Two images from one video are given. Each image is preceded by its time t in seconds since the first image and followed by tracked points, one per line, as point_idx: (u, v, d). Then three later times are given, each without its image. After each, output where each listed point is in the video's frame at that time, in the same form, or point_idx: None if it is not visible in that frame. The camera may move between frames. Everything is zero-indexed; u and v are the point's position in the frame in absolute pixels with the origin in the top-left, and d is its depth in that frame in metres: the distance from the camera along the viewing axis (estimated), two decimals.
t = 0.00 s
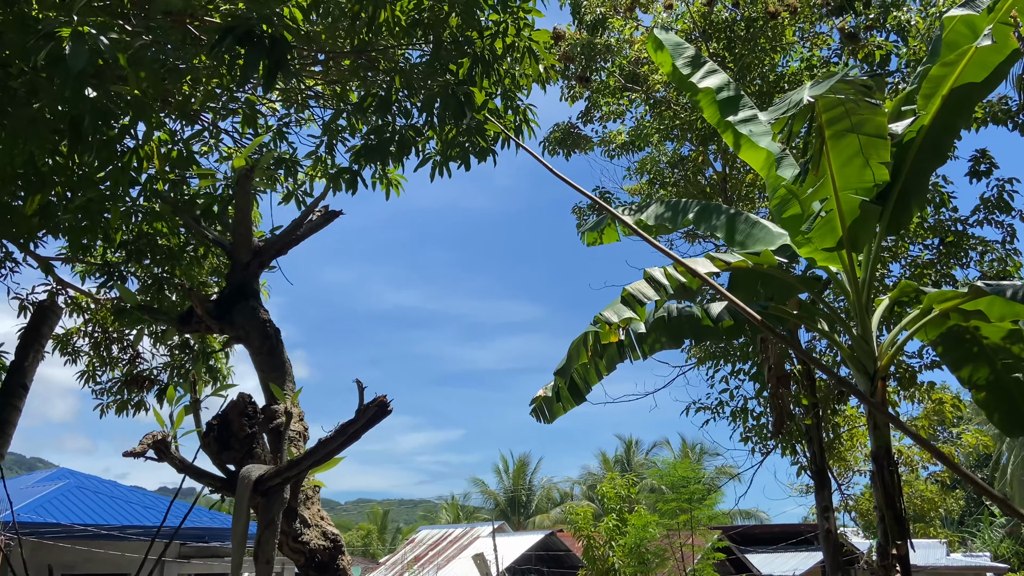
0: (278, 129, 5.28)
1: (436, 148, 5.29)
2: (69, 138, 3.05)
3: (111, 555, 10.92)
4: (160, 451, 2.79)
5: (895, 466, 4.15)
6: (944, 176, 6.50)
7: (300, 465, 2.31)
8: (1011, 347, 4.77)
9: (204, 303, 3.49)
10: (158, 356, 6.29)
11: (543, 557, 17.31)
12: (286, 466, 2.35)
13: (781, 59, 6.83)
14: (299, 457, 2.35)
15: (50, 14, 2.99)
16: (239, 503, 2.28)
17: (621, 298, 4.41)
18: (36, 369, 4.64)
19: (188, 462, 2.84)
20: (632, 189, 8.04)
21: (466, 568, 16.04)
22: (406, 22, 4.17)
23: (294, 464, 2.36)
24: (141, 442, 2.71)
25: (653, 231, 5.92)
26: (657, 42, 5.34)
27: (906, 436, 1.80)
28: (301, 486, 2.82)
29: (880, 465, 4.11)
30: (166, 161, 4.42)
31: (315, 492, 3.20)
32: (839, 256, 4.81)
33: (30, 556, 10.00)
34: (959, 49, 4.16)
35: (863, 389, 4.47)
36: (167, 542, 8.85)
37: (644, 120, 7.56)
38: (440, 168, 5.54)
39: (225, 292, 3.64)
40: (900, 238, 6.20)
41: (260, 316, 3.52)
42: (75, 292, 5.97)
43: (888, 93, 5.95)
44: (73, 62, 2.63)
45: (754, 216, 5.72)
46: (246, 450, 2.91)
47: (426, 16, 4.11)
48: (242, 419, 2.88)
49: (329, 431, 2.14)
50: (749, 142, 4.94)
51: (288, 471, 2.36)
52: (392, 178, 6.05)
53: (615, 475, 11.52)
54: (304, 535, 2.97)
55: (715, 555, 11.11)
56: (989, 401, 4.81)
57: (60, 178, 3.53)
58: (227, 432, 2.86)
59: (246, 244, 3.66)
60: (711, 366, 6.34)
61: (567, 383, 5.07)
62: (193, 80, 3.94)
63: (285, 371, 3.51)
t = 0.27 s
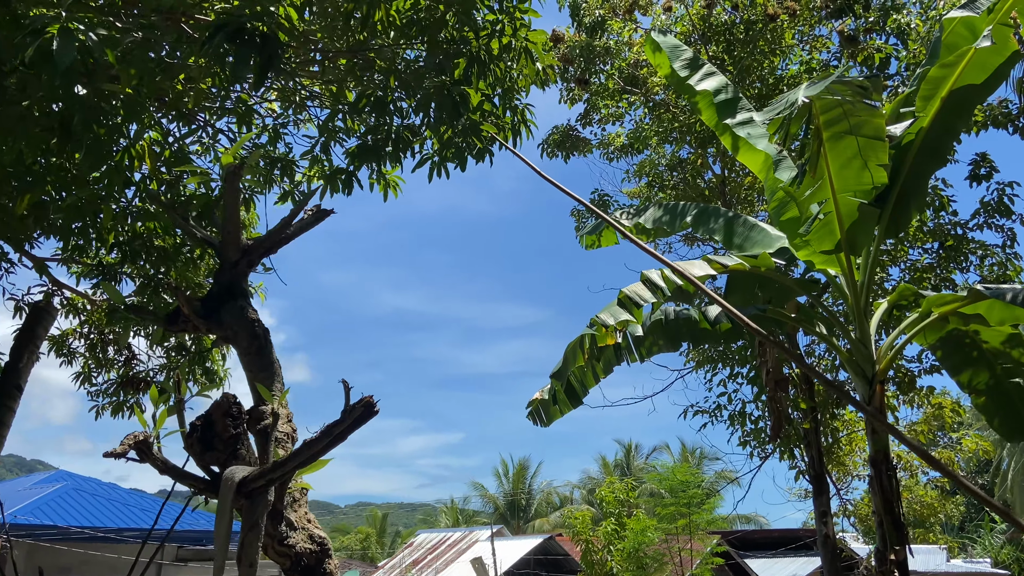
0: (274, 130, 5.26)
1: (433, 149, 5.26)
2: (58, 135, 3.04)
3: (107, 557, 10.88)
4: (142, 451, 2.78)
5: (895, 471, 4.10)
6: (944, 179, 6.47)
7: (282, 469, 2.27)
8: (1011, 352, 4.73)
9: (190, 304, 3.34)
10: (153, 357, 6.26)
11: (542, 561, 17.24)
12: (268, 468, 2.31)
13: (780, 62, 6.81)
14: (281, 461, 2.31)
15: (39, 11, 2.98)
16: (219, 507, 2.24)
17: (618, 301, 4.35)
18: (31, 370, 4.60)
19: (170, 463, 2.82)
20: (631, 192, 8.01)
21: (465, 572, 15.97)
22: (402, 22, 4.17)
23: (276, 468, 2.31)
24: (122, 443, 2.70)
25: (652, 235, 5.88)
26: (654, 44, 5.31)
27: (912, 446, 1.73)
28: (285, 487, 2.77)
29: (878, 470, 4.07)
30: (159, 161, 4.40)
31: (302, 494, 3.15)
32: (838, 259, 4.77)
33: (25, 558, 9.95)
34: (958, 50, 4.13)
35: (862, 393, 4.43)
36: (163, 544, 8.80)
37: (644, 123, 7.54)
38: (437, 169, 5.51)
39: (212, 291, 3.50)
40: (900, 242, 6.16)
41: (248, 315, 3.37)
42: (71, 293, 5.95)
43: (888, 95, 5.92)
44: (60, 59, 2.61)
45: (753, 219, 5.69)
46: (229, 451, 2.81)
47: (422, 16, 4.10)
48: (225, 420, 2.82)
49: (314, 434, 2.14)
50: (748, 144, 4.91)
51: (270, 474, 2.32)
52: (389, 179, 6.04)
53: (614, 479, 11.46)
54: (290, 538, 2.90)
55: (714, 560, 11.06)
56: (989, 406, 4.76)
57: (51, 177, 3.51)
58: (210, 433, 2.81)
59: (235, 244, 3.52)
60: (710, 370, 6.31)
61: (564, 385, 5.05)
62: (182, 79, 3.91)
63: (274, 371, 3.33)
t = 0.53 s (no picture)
0: (264, 127, 5.20)
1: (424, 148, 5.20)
2: (38, 130, 2.99)
3: (95, 559, 10.77)
4: (116, 453, 2.71)
5: (887, 475, 4.07)
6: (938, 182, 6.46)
7: (259, 471, 2.21)
8: (1005, 355, 4.70)
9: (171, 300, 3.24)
10: (141, 357, 6.18)
11: (534, 564, 17.16)
12: (245, 471, 2.26)
13: (775, 63, 6.79)
14: (259, 463, 2.25)
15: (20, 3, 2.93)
16: (194, 510, 2.19)
17: (609, 301, 4.31)
18: (16, 370, 4.53)
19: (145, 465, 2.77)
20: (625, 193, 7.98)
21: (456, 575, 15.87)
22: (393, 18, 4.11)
23: (253, 471, 2.26)
24: (95, 443, 2.64)
25: (645, 236, 5.84)
26: (647, 44, 5.25)
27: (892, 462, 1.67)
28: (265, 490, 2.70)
29: (871, 473, 4.03)
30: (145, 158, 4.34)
31: (282, 497, 3.07)
32: (831, 260, 4.75)
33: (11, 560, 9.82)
34: (953, 51, 4.12)
35: (855, 396, 4.39)
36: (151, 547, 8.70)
37: (637, 123, 7.51)
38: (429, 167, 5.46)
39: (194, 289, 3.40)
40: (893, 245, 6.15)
41: (229, 314, 3.28)
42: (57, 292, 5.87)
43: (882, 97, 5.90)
44: (38, 51, 2.56)
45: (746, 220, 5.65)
46: (206, 452, 2.86)
47: (413, 12, 4.05)
48: (202, 421, 2.88)
49: (292, 434, 2.07)
50: (741, 145, 4.87)
51: (248, 476, 2.27)
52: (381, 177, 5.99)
53: (607, 482, 11.41)
54: (269, 542, 2.83)
55: (707, 563, 11.01)
56: (983, 410, 4.73)
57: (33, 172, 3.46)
58: (187, 433, 2.86)
59: (217, 238, 3.44)
60: (702, 372, 6.28)
61: (555, 387, 5.00)
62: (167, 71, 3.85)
63: (256, 370, 3.25)
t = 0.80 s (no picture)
0: (243, 118, 5.08)
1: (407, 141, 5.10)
2: None
3: (69, 559, 10.56)
4: (70, 448, 2.56)
5: (872, 477, 4.02)
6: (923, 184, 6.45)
7: (219, 469, 2.10)
8: (990, 357, 4.67)
9: (135, 291, 3.02)
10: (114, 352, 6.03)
11: (516, 566, 17.07)
12: (206, 468, 2.15)
13: (762, 63, 6.76)
14: (219, 461, 2.13)
15: None
16: (151, 508, 2.08)
17: (592, 299, 4.23)
18: None
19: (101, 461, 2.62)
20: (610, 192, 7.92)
21: None
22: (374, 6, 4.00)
23: (213, 469, 2.14)
24: (48, 438, 2.48)
25: (630, 233, 5.79)
26: (634, 40, 5.20)
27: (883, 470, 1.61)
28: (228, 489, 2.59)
29: (855, 476, 3.97)
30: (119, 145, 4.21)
31: (250, 495, 2.96)
32: (817, 260, 4.72)
33: None
34: (942, 49, 4.06)
35: (839, 397, 4.34)
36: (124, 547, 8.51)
37: (624, 121, 7.45)
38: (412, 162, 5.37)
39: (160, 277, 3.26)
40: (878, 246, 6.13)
41: (196, 305, 3.17)
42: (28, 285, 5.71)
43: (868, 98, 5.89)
44: None
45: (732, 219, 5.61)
46: (166, 449, 2.73)
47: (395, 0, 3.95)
48: (162, 415, 2.76)
49: (255, 431, 1.94)
50: (727, 143, 4.82)
51: (209, 473, 2.15)
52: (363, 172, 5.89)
53: (590, 483, 11.36)
54: (233, 543, 2.73)
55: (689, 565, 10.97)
56: (967, 412, 4.70)
57: None
58: (146, 429, 2.74)
59: (185, 227, 3.28)
60: (687, 372, 6.22)
61: (537, 385, 4.93)
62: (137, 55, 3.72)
63: (224, 363, 3.18)
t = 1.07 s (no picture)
0: (215, 103, 4.96)
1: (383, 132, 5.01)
2: None
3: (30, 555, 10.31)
4: (12, 434, 2.41)
5: (844, 477, 4.01)
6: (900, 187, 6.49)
7: (169, 457, 2.00)
8: (963, 359, 4.68)
9: (88, 271, 2.84)
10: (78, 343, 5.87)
11: (490, 564, 17.02)
12: (156, 456, 2.05)
13: (742, 63, 6.77)
14: (168, 449, 2.03)
15: None
16: (96, 498, 1.97)
17: (568, 294, 4.13)
18: None
19: (47, 448, 2.46)
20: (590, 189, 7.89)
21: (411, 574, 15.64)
22: None
23: (162, 457, 2.03)
24: None
25: (608, 230, 5.74)
26: (616, 34, 5.13)
27: (850, 465, 1.58)
28: (181, 479, 2.49)
29: (827, 475, 3.97)
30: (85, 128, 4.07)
31: (208, 487, 2.85)
32: (793, 259, 4.70)
33: None
34: (920, 49, 4.07)
35: (813, 396, 4.33)
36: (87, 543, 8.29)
37: (604, 118, 7.41)
38: (389, 152, 5.28)
39: (115, 259, 3.02)
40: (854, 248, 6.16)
41: (155, 288, 2.96)
42: None
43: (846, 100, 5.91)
44: None
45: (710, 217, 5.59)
46: (115, 435, 2.62)
47: None
48: (111, 401, 2.67)
49: (208, 418, 1.82)
50: (707, 140, 4.78)
51: (159, 462, 2.06)
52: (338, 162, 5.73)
53: (565, 481, 11.33)
54: (187, 534, 2.63)
55: (662, 564, 10.99)
56: (939, 413, 4.71)
57: None
58: (93, 415, 2.63)
59: (142, 206, 3.04)
60: (663, 371, 6.20)
61: (511, 380, 4.85)
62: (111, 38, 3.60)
63: (184, 351, 2.97)
